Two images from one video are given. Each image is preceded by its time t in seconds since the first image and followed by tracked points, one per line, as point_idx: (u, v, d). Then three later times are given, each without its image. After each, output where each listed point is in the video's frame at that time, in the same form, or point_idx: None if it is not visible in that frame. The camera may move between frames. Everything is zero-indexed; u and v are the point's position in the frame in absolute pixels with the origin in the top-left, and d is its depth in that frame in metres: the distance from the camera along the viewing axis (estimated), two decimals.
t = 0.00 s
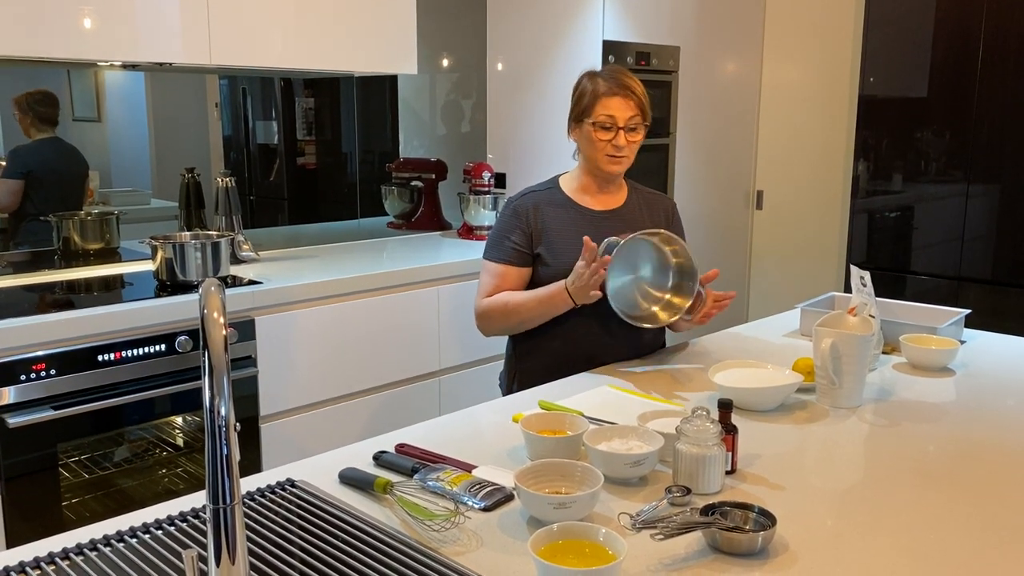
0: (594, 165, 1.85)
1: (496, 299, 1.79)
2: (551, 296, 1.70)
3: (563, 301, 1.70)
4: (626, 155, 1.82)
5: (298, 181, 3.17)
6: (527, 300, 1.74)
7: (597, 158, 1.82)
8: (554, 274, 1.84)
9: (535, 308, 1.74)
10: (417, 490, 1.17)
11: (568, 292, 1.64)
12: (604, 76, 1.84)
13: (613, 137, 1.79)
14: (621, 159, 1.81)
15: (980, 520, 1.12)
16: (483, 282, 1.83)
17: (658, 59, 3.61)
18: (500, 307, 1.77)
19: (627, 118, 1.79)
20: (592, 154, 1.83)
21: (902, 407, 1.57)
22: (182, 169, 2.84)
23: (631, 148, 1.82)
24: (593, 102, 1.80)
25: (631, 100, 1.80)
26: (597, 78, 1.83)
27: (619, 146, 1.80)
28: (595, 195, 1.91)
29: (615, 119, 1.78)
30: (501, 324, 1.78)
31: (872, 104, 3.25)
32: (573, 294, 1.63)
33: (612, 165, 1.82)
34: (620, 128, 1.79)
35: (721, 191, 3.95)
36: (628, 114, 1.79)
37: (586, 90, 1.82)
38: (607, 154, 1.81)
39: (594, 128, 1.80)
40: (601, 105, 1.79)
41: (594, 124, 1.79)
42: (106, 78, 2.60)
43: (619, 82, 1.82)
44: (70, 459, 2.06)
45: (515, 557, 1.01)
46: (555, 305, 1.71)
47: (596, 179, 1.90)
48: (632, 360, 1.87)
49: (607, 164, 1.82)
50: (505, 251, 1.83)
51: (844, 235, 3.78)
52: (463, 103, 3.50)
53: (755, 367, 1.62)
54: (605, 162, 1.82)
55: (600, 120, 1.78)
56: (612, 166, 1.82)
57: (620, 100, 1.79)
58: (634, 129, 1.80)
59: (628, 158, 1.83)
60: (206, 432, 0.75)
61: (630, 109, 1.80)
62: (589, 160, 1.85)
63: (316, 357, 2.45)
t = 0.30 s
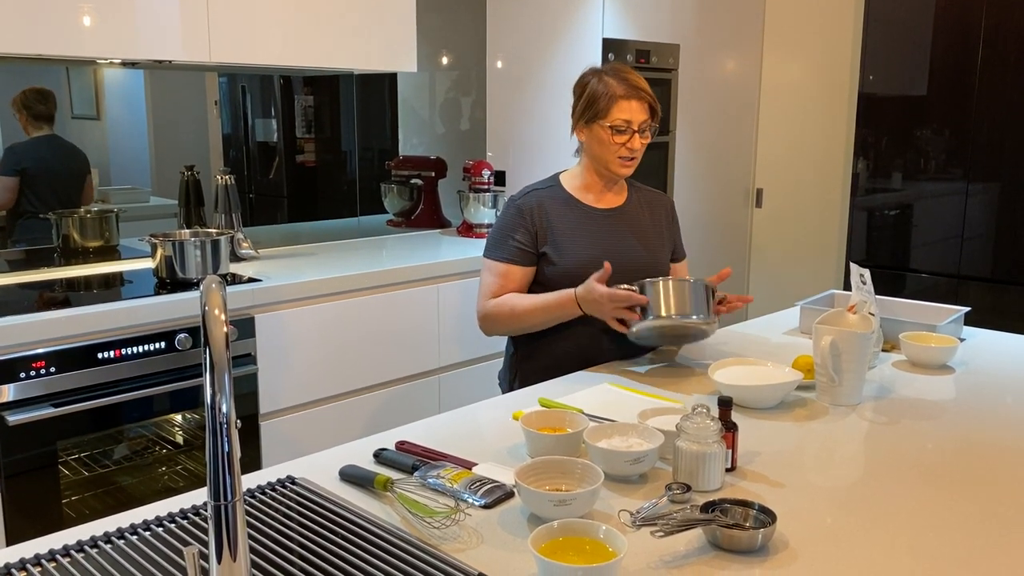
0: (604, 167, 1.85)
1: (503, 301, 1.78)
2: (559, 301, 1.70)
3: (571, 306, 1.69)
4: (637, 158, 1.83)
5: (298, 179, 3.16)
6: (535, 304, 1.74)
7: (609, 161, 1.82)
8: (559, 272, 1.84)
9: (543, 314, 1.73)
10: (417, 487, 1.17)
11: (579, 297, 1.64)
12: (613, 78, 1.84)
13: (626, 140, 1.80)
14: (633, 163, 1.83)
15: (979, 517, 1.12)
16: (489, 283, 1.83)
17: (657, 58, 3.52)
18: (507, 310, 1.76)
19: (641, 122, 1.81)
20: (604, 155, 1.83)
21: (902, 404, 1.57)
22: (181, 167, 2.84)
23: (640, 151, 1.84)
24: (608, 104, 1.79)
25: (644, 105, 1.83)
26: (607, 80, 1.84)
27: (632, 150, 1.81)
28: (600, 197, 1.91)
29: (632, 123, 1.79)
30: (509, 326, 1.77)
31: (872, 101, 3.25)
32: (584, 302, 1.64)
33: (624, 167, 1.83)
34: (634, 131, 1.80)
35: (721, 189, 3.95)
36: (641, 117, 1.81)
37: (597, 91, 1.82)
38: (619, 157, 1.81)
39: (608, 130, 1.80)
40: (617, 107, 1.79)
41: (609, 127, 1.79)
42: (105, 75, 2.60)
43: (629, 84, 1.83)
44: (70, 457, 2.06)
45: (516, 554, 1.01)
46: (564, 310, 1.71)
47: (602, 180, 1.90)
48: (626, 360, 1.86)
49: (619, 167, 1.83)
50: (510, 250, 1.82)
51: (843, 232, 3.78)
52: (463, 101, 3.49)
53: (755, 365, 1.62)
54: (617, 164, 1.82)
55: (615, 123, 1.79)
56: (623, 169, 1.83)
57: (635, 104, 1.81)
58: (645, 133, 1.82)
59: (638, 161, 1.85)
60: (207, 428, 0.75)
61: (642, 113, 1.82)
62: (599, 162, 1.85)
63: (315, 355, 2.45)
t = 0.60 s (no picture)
0: (604, 167, 1.85)
1: (517, 308, 1.78)
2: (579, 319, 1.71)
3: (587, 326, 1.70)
4: (637, 159, 1.84)
5: (297, 178, 3.16)
6: (554, 317, 1.74)
7: (609, 161, 1.83)
8: (566, 273, 1.84)
9: (561, 329, 1.73)
10: (416, 486, 1.17)
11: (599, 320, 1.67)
12: (614, 77, 1.84)
13: (626, 141, 1.80)
14: (632, 164, 1.83)
15: (978, 515, 1.13)
16: (498, 285, 1.82)
17: (657, 58, 3.54)
18: (523, 319, 1.76)
19: (641, 123, 1.81)
20: (603, 156, 1.83)
21: (900, 403, 1.57)
22: (180, 166, 2.84)
23: (640, 152, 1.84)
24: (608, 105, 1.79)
25: (644, 105, 1.82)
26: (607, 79, 1.83)
27: (632, 151, 1.81)
28: (601, 196, 1.92)
29: (632, 125, 1.79)
30: (524, 333, 1.77)
31: (871, 100, 3.25)
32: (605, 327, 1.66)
33: (623, 169, 1.83)
34: (634, 132, 1.80)
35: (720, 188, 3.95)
36: (641, 118, 1.81)
37: (598, 91, 1.81)
38: (619, 158, 1.82)
39: (608, 131, 1.80)
40: (618, 108, 1.79)
41: (609, 128, 1.80)
42: (103, 75, 2.60)
43: (630, 84, 1.82)
44: (69, 457, 2.06)
45: (515, 553, 1.01)
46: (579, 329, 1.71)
47: (602, 179, 1.91)
48: (624, 360, 1.85)
49: (618, 168, 1.83)
50: (518, 251, 1.81)
51: (842, 231, 3.78)
52: (462, 100, 3.49)
53: (754, 363, 1.62)
54: (616, 165, 1.83)
55: (615, 124, 1.79)
56: (623, 170, 1.84)
57: (635, 105, 1.81)
58: (645, 133, 1.82)
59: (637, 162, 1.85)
60: (207, 428, 0.75)
61: (642, 113, 1.82)
62: (599, 162, 1.85)
63: (314, 354, 2.45)
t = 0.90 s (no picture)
0: (603, 168, 1.86)
1: (533, 315, 1.77)
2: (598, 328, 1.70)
3: (611, 340, 1.69)
4: (636, 160, 1.84)
5: (296, 179, 3.16)
6: (573, 324, 1.73)
7: (607, 163, 1.83)
8: (573, 274, 1.84)
9: (580, 339, 1.72)
10: (415, 487, 1.17)
11: (619, 333, 1.67)
12: (612, 77, 1.83)
13: (624, 143, 1.81)
14: (630, 165, 1.84)
15: (977, 515, 1.13)
16: (508, 289, 1.81)
17: (655, 58, 3.63)
18: (538, 324, 1.75)
19: (638, 124, 1.81)
20: (602, 157, 1.84)
21: (900, 403, 1.58)
22: (179, 167, 2.84)
23: (639, 152, 1.84)
24: (606, 106, 1.80)
25: (643, 106, 1.82)
26: (606, 79, 1.83)
27: (630, 152, 1.82)
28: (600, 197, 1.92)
29: (630, 126, 1.80)
30: (542, 341, 1.76)
31: (870, 100, 3.26)
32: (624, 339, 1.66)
33: (621, 170, 1.84)
34: (632, 134, 1.80)
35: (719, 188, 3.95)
36: (639, 119, 1.81)
37: (596, 92, 1.81)
38: (617, 159, 1.82)
39: (606, 133, 1.81)
40: (615, 110, 1.79)
41: (606, 129, 1.80)
42: (102, 76, 2.60)
43: (628, 84, 1.82)
44: (69, 458, 2.06)
45: (514, 553, 1.01)
46: (602, 343, 1.71)
47: (601, 180, 1.91)
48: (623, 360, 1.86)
49: (616, 170, 1.84)
50: (526, 253, 1.81)
51: (842, 231, 3.78)
52: (461, 101, 3.49)
53: (753, 363, 1.62)
54: (615, 167, 1.83)
55: (613, 125, 1.79)
56: (621, 171, 1.84)
57: (633, 106, 1.81)
58: (643, 134, 1.83)
59: (636, 163, 1.86)
60: (206, 429, 0.75)
61: (641, 114, 1.82)
62: (598, 163, 1.86)
63: (314, 355, 2.45)
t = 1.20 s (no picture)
0: (606, 170, 1.86)
1: (535, 317, 1.75)
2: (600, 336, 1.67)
3: (613, 346, 1.67)
4: (639, 163, 1.83)
5: (295, 180, 3.16)
6: (575, 329, 1.71)
7: (610, 165, 1.83)
8: (576, 276, 1.84)
9: (582, 344, 1.70)
10: (414, 488, 1.17)
11: (622, 339, 1.64)
12: (618, 79, 1.82)
13: (628, 146, 1.80)
14: (633, 168, 1.83)
15: (977, 515, 1.12)
16: (510, 291, 1.80)
17: (655, 58, 3.59)
18: (540, 327, 1.73)
19: (643, 128, 1.80)
20: (604, 159, 1.84)
21: (899, 402, 1.57)
22: (179, 169, 2.83)
23: (643, 156, 1.84)
24: (610, 108, 1.79)
25: (647, 109, 1.81)
26: (611, 81, 1.82)
27: (633, 155, 1.81)
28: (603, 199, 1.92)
29: (633, 130, 1.79)
30: (543, 343, 1.74)
31: (870, 100, 3.26)
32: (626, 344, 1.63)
33: (624, 172, 1.84)
34: (635, 137, 1.80)
35: (719, 188, 3.95)
36: (644, 122, 1.80)
37: (601, 93, 1.81)
38: (620, 162, 1.82)
39: (610, 135, 1.80)
40: (620, 112, 1.79)
41: (610, 131, 1.80)
42: (102, 77, 2.60)
43: (633, 86, 1.81)
44: (69, 459, 2.07)
45: (514, 554, 1.01)
46: (603, 349, 1.68)
47: (604, 182, 1.91)
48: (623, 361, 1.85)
49: (619, 172, 1.84)
50: (530, 255, 1.80)
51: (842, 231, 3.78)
52: (460, 101, 3.49)
53: (754, 363, 1.62)
54: (618, 169, 1.83)
55: (617, 128, 1.79)
56: (624, 174, 1.84)
57: (638, 109, 1.80)
58: (647, 137, 1.82)
59: (639, 166, 1.85)
60: (204, 431, 0.75)
61: (646, 117, 1.81)
62: (602, 165, 1.86)
63: (313, 356, 2.45)
